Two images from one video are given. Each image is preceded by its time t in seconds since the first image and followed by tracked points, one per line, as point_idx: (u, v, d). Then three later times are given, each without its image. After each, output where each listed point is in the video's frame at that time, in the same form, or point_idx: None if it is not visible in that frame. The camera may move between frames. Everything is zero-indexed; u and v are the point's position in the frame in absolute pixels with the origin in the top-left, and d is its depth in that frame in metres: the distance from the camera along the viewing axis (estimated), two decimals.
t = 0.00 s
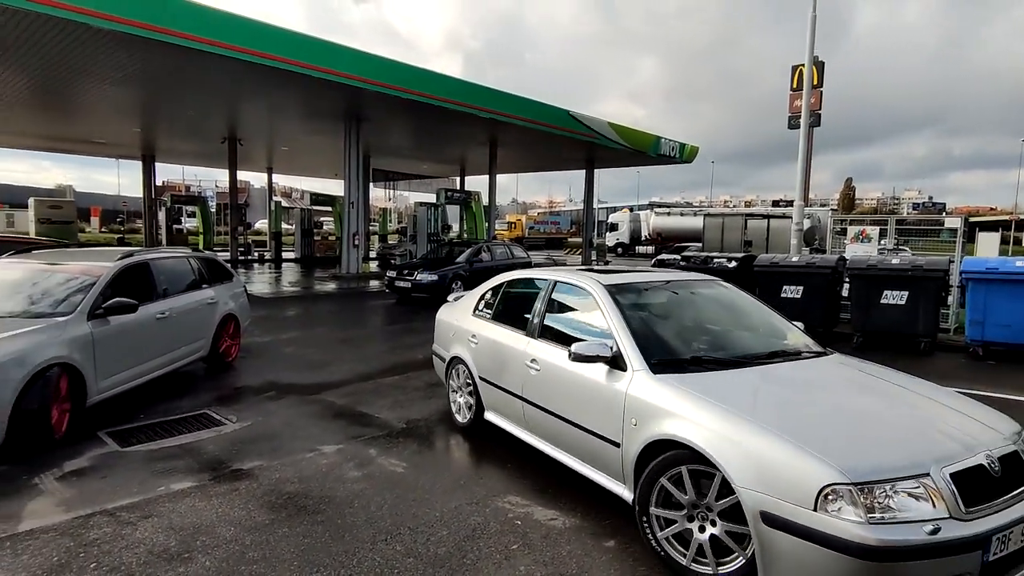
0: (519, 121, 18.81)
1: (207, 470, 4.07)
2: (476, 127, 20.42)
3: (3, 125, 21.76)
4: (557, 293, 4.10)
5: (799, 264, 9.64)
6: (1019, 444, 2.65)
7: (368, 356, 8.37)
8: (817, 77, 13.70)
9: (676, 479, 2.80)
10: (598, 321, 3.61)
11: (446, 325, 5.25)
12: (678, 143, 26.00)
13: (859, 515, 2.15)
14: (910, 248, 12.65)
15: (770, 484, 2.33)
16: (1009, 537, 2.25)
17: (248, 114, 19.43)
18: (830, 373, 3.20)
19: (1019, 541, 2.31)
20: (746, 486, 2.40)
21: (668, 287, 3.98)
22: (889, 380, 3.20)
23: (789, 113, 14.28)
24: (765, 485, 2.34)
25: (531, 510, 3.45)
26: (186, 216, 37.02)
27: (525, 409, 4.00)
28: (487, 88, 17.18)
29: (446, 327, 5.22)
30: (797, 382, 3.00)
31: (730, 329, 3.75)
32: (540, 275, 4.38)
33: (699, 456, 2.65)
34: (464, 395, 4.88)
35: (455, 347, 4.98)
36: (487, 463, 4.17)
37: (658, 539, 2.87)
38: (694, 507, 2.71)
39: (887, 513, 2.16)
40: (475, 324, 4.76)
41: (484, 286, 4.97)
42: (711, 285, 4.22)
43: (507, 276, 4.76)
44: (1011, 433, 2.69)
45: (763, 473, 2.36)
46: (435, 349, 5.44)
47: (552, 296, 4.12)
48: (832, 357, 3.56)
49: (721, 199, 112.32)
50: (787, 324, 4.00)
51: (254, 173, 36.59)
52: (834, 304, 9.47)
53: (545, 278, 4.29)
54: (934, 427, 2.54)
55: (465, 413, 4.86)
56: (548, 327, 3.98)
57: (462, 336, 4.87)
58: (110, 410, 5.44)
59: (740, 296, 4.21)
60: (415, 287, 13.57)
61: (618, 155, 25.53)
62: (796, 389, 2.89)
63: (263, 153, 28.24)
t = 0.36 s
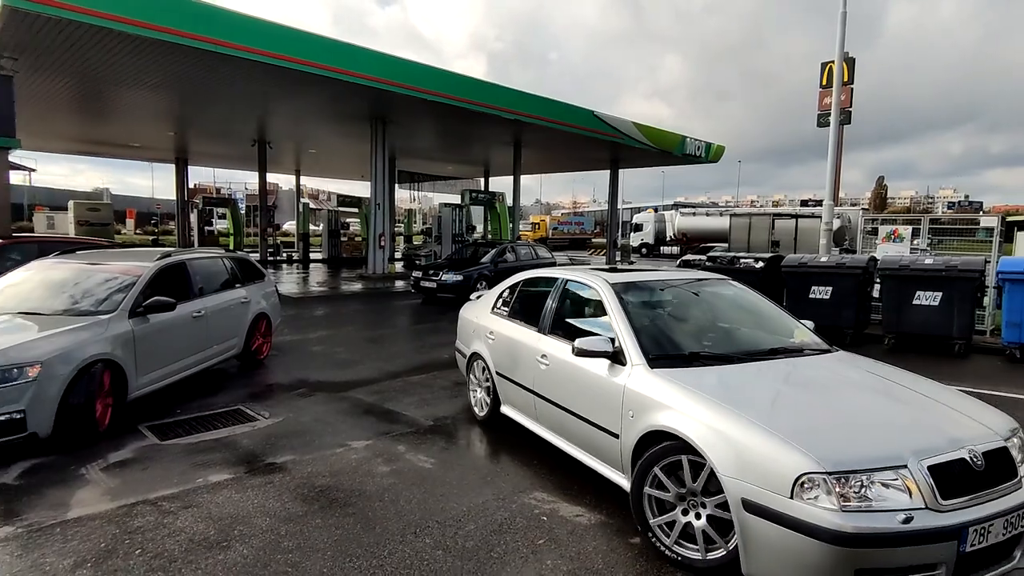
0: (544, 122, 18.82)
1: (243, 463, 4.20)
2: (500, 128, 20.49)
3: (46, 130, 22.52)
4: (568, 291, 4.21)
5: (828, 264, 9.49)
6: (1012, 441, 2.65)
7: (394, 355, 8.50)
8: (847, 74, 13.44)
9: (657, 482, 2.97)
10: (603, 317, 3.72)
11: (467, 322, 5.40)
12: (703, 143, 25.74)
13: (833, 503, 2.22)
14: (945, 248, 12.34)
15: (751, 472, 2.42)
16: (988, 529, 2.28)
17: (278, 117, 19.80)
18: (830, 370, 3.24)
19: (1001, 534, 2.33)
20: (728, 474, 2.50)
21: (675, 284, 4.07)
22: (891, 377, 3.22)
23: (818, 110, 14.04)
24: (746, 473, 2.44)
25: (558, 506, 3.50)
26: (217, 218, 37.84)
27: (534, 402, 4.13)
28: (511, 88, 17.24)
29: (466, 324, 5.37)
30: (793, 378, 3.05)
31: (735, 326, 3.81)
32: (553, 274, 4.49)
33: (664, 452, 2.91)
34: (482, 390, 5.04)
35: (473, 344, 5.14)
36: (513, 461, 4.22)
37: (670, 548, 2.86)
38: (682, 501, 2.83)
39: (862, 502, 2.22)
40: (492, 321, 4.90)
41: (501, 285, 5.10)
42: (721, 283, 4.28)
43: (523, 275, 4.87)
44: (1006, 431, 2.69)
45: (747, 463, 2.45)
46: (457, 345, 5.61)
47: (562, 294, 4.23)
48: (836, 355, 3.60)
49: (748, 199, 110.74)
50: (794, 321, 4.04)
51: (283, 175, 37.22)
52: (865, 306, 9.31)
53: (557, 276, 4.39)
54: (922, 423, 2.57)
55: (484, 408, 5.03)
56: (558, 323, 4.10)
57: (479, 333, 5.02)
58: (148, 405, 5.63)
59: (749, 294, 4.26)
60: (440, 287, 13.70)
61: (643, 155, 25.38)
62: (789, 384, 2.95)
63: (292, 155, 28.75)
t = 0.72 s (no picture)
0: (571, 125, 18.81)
1: (270, 461, 4.34)
2: (526, 132, 20.57)
3: (91, 138, 23.43)
4: (575, 294, 4.33)
5: (860, 267, 9.28)
6: (997, 444, 2.65)
7: (419, 357, 8.62)
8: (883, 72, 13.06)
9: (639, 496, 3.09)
10: (603, 318, 3.85)
11: (485, 323, 5.58)
12: (733, 144, 25.41)
13: (797, 499, 2.31)
14: (984, 250, 11.94)
15: (722, 469, 2.52)
16: (958, 530, 2.31)
17: (309, 124, 20.23)
18: (823, 372, 3.28)
19: (974, 535, 2.35)
20: (701, 470, 2.61)
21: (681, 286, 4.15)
22: (887, 380, 3.23)
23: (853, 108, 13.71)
24: (718, 469, 2.54)
25: (574, 508, 3.53)
26: (251, 222, 38.75)
27: (541, 401, 4.27)
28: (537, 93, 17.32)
29: (484, 325, 5.55)
30: (782, 379, 3.11)
31: (738, 328, 3.88)
32: (563, 277, 4.62)
33: (634, 457, 3.10)
34: (497, 388, 5.22)
35: (489, 344, 5.31)
36: (532, 464, 4.25)
37: (676, 551, 2.83)
38: (664, 502, 2.94)
39: (826, 499, 2.30)
40: (506, 323, 5.05)
41: (517, 287, 5.24)
42: (728, 287, 4.34)
43: (536, 278, 5.00)
44: (991, 435, 2.68)
45: (720, 459, 2.54)
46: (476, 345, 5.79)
47: (569, 296, 4.36)
48: (838, 358, 3.63)
49: (780, 201, 108.64)
50: (799, 326, 4.07)
51: (315, 180, 37.94)
52: (897, 310, 9.09)
53: (565, 279, 4.52)
54: (901, 424, 2.60)
55: (498, 406, 5.21)
56: (563, 324, 4.24)
57: (494, 334, 5.19)
58: (182, 404, 5.84)
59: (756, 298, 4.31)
60: (466, 290, 13.82)
61: (671, 157, 25.16)
62: (777, 385, 3.01)
63: (323, 161, 29.31)
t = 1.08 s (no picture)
0: (598, 126, 18.74)
1: (294, 459, 4.43)
2: (552, 134, 20.55)
3: (130, 145, 24.16)
4: (585, 295, 4.48)
5: (893, 268, 9.02)
6: (987, 446, 2.67)
7: (443, 358, 8.68)
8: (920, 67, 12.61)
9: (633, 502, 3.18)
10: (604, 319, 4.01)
11: (504, 322, 5.75)
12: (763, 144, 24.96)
13: (769, 494, 2.42)
14: None
15: (703, 465, 2.64)
16: (936, 530, 2.35)
17: (337, 128, 20.55)
18: (821, 372, 3.35)
19: (954, 535, 2.38)
20: (683, 465, 2.74)
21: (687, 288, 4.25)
22: (887, 382, 3.27)
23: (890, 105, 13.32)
24: (699, 465, 2.66)
25: (592, 511, 3.51)
26: (282, 225, 39.47)
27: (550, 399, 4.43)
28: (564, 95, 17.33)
29: (504, 325, 5.72)
30: (777, 379, 3.20)
31: (739, 328, 4.02)
32: (575, 279, 4.76)
33: (622, 455, 3.23)
34: (513, 386, 5.39)
35: (507, 343, 5.49)
36: (551, 466, 4.24)
37: (682, 543, 2.83)
38: (656, 500, 3.03)
39: (799, 495, 2.40)
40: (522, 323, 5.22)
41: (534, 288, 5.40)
42: (733, 287, 4.46)
43: (551, 279, 5.14)
44: (983, 437, 2.70)
45: (701, 455, 2.67)
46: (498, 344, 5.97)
47: (579, 297, 4.51)
48: (837, 358, 3.72)
49: (814, 201, 106.22)
50: (801, 326, 4.18)
51: (343, 183, 38.41)
52: (932, 313, 8.81)
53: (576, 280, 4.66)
54: (885, 424, 2.67)
55: (514, 403, 5.39)
56: (571, 324, 4.39)
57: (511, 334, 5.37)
58: (212, 403, 6.01)
59: (761, 299, 4.41)
60: (491, 292, 13.87)
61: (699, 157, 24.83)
62: (772, 386, 3.08)
63: (352, 164, 29.72)
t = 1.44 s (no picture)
0: (626, 130, 18.65)
1: (322, 460, 4.51)
2: (579, 138, 20.51)
3: (168, 154, 24.93)
4: (598, 298, 4.61)
5: (930, 272, 8.76)
6: (980, 449, 2.68)
7: (469, 362, 8.74)
8: (960, 64, 12.25)
9: (637, 513, 3.21)
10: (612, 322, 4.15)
11: (527, 326, 5.89)
12: (795, 145, 24.49)
13: (748, 489, 2.51)
14: None
15: (688, 462, 2.74)
16: (917, 529, 2.38)
17: (366, 135, 20.86)
18: (824, 375, 3.40)
19: (937, 535, 2.41)
20: (671, 461, 2.85)
21: (697, 291, 4.34)
22: (889, 385, 3.29)
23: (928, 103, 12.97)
24: (685, 461, 2.77)
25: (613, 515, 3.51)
26: (314, 230, 40.18)
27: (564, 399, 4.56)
28: (590, 98, 17.29)
29: (526, 328, 5.86)
30: (777, 379, 3.26)
31: (747, 329, 4.06)
32: (590, 283, 4.89)
33: (620, 452, 3.34)
34: (534, 387, 5.53)
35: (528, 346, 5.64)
36: (573, 470, 4.23)
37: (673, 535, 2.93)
38: (649, 494, 3.14)
39: (777, 492, 2.48)
40: (541, 326, 5.36)
41: (553, 293, 5.53)
42: (747, 290, 4.49)
43: (569, 283, 5.26)
44: (976, 441, 2.70)
45: (687, 452, 2.77)
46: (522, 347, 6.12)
47: (592, 301, 4.64)
48: (845, 361, 3.73)
49: (849, 203, 103.71)
50: (814, 328, 4.17)
51: (373, 189, 38.92)
52: (971, 317, 8.52)
53: (591, 285, 4.80)
54: (874, 424, 2.71)
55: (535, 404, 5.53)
56: (584, 327, 4.53)
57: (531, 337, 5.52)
58: (244, 404, 6.17)
59: (775, 301, 4.42)
60: (518, 296, 13.90)
61: (729, 160, 24.48)
62: (768, 387, 3.15)
63: (381, 170, 30.11)
